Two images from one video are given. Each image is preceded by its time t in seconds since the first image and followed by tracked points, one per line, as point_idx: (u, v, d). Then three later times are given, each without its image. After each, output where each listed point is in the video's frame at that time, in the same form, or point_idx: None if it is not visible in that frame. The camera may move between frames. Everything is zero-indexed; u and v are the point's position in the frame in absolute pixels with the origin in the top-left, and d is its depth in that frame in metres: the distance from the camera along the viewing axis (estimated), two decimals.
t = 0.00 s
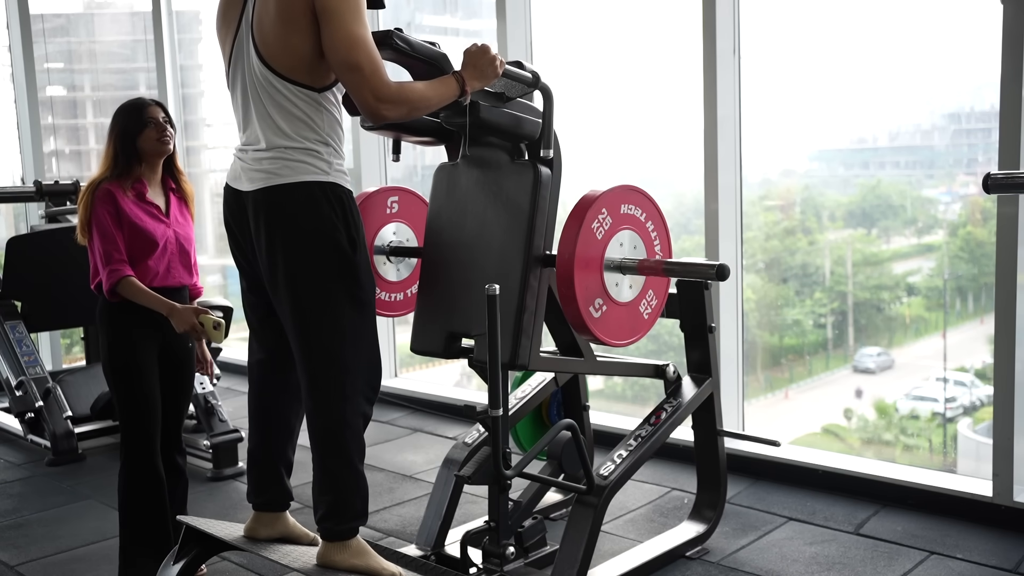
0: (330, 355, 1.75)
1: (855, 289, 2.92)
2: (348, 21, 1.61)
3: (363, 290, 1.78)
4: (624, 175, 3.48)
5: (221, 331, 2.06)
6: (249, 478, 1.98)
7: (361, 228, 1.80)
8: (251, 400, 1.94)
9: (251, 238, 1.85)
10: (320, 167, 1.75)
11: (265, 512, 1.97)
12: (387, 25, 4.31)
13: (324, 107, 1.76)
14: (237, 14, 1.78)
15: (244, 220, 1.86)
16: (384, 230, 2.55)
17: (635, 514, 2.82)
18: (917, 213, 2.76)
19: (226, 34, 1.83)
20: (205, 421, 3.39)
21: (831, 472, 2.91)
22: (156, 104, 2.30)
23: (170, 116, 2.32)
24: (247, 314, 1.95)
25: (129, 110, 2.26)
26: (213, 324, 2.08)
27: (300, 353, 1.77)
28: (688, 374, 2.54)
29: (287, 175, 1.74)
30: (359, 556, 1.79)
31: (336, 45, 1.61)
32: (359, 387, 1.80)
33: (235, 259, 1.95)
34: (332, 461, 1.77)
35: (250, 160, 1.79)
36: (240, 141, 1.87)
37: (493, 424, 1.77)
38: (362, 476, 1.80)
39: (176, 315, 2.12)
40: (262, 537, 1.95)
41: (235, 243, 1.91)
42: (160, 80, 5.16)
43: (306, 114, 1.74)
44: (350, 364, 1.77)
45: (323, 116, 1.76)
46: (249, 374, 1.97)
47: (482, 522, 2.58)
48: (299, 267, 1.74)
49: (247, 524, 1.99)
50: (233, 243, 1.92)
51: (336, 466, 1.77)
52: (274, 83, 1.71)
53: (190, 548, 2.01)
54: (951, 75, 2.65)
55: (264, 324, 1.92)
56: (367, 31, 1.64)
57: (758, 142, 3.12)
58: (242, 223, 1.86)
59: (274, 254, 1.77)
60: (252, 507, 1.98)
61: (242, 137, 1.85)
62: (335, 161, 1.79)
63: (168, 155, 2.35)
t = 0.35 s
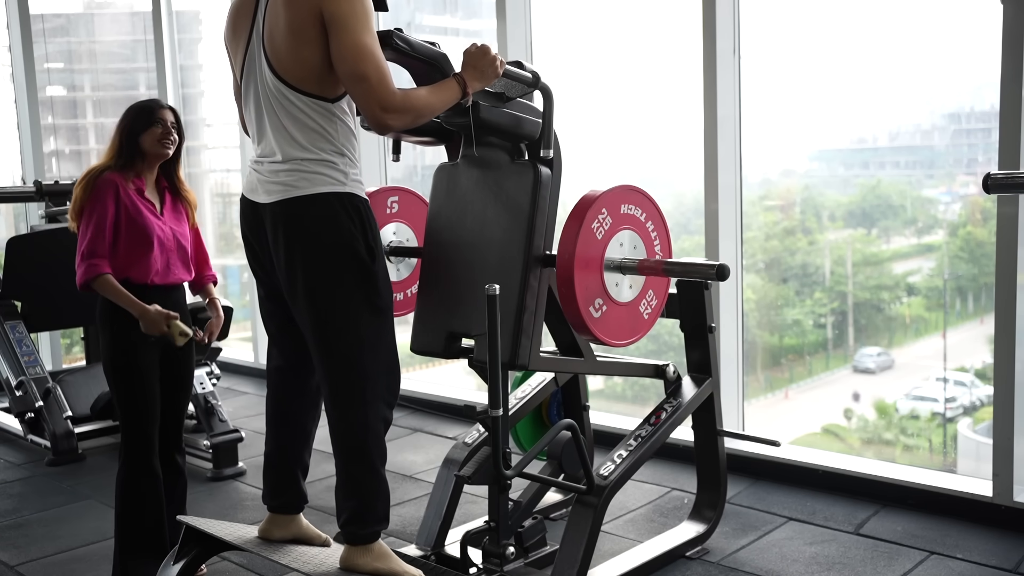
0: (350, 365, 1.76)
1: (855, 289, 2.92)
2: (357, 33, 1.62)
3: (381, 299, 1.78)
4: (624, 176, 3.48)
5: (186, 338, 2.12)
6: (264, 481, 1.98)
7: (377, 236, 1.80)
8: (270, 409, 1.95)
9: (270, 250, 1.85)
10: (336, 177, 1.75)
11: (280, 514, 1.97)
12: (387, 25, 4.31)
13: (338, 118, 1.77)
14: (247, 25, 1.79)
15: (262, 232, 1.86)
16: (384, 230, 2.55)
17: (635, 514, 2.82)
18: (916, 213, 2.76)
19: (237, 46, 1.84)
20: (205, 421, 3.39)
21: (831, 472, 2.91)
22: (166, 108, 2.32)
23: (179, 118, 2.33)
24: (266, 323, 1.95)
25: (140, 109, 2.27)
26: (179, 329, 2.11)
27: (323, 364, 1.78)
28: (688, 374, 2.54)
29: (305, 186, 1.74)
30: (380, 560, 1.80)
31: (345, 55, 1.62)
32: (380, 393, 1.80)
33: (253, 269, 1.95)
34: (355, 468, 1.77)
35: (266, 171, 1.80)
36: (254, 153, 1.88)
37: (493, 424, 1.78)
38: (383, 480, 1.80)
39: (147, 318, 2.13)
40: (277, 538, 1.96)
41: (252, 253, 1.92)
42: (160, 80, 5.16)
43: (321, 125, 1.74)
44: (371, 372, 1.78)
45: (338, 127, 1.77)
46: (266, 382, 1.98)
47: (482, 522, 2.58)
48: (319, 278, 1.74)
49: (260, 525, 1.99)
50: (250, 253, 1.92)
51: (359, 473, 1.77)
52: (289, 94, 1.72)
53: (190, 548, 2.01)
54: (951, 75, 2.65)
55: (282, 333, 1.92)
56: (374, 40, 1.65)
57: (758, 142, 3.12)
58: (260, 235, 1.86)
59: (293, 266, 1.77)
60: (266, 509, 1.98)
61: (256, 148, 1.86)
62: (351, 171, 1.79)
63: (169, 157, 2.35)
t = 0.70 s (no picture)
0: (381, 378, 1.78)
1: (855, 289, 2.92)
2: (357, 49, 1.64)
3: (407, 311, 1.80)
4: (624, 175, 3.48)
5: (142, 384, 2.16)
6: (291, 486, 1.99)
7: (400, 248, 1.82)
8: (298, 421, 1.97)
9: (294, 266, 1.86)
10: (357, 193, 1.77)
11: (305, 516, 1.98)
12: (388, 25, 4.31)
13: (351, 135, 1.78)
14: (251, 55, 1.82)
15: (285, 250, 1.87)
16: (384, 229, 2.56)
17: (635, 513, 2.82)
18: (916, 213, 2.76)
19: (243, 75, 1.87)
20: (205, 421, 3.39)
21: (831, 472, 2.91)
22: (152, 108, 2.29)
23: (168, 119, 2.31)
24: (291, 337, 1.96)
25: (130, 111, 2.25)
26: (139, 375, 2.15)
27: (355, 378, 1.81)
28: (688, 374, 2.54)
29: (327, 207, 1.75)
30: (410, 564, 1.82)
31: (346, 72, 1.64)
32: (409, 401, 1.83)
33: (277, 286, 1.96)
34: (389, 475, 1.80)
35: (286, 194, 1.82)
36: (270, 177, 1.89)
37: (493, 424, 1.78)
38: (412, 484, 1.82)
39: (121, 344, 2.16)
40: (301, 540, 1.97)
41: (274, 271, 1.93)
42: (160, 80, 5.17)
43: (337, 142, 1.76)
44: (401, 383, 1.80)
45: (352, 143, 1.78)
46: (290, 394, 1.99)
47: (482, 522, 2.58)
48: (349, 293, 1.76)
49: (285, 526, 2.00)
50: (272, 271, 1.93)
51: (393, 480, 1.80)
52: (301, 117, 1.73)
53: (190, 548, 2.00)
54: (951, 75, 2.65)
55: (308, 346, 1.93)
56: (373, 53, 1.66)
57: (758, 142, 3.12)
58: (284, 253, 1.87)
59: (322, 282, 1.78)
60: (291, 511, 1.99)
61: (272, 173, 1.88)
62: (371, 185, 1.80)
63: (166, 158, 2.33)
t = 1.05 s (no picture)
0: (387, 376, 1.78)
1: (855, 289, 2.92)
2: (347, 58, 1.64)
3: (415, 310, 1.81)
4: (624, 175, 3.48)
5: (116, 400, 2.14)
6: (288, 484, 1.99)
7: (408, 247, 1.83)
8: (297, 417, 1.96)
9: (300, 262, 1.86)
10: (366, 193, 1.78)
11: (304, 515, 1.98)
12: (388, 25, 4.30)
13: (356, 138, 1.79)
14: (245, 64, 1.82)
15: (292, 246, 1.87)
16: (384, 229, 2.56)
17: (635, 514, 2.82)
18: (916, 214, 2.75)
19: (238, 83, 1.88)
20: (205, 421, 3.38)
21: (831, 472, 2.91)
22: (150, 107, 2.30)
23: (164, 118, 2.31)
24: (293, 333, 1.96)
25: (123, 110, 2.25)
26: (114, 391, 2.14)
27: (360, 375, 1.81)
28: (688, 374, 2.54)
29: (339, 206, 1.76)
30: (409, 564, 1.82)
31: (338, 83, 1.64)
32: (412, 398, 1.83)
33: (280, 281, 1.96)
34: (389, 472, 1.80)
35: (293, 198, 1.82)
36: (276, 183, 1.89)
37: (494, 424, 1.78)
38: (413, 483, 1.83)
39: (98, 358, 2.14)
40: (302, 539, 1.97)
41: (279, 266, 1.93)
42: (160, 81, 5.17)
43: (342, 147, 1.76)
44: (406, 382, 1.81)
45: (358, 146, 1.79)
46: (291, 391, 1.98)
47: (482, 522, 2.58)
48: (356, 289, 1.76)
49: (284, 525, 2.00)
50: (277, 266, 1.93)
51: (393, 477, 1.80)
52: (302, 125, 1.74)
53: (190, 548, 2.00)
54: (951, 75, 2.65)
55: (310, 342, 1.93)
56: (364, 61, 1.66)
57: (758, 142, 3.12)
58: (290, 249, 1.87)
59: (329, 278, 1.78)
60: (290, 510, 1.99)
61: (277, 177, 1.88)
62: (379, 185, 1.81)
63: (159, 158, 2.33)
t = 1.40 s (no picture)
0: (374, 373, 1.78)
1: (855, 289, 2.92)
2: (344, 46, 1.64)
3: (402, 308, 1.80)
4: (624, 175, 3.48)
5: (116, 404, 2.13)
6: (283, 486, 1.99)
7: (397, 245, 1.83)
8: (286, 415, 1.96)
9: (289, 262, 1.86)
10: (356, 191, 1.78)
11: (304, 515, 1.99)
12: (388, 25, 4.30)
13: (348, 136, 1.79)
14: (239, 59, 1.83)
15: (281, 246, 1.87)
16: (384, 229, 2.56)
17: (635, 513, 2.82)
18: (916, 214, 2.75)
19: (231, 79, 1.88)
20: (205, 420, 3.38)
21: (831, 472, 2.91)
22: (148, 110, 2.30)
23: (161, 121, 2.31)
24: (282, 333, 1.96)
25: (120, 114, 2.26)
26: (113, 395, 2.13)
27: (347, 373, 1.81)
28: (688, 374, 2.54)
29: (326, 203, 1.76)
30: (410, 565, 1.83)
31: (335, 72, 1.64)
32: (400, 397, 1.83)
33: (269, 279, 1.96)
34: (379, 472, 1.79)
35: (283, 193, 1.82)
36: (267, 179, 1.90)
37: (493, 424, 1.78)
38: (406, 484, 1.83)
39: (95, 363, 2.14)
40: (302, 539, 1.98)
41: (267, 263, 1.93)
42: (160, 81, 5.17)
43: (333, 145, 1.76)
44: (393, 380, 1.80)
45: (349, 144, 1.79)
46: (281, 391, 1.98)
47: (481, 522, 2.58)
48: (343, 288, 1.76)
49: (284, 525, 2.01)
50: (266, 263, 1.93)
51: (382, 477, 1.79)
52: (293, 120, 1.74)
53: (190, 548, 2.00)
54: (951, 75, 2.65)
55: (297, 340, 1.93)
56: (362, 52, 1.66)
57: (758, 143, 3.12)
58: (281, 249, 1.87)
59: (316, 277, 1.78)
60: (290, 510, 2.00)
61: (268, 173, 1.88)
62: (370, 184, 1.81)
63: (154, 160, 2.34)
